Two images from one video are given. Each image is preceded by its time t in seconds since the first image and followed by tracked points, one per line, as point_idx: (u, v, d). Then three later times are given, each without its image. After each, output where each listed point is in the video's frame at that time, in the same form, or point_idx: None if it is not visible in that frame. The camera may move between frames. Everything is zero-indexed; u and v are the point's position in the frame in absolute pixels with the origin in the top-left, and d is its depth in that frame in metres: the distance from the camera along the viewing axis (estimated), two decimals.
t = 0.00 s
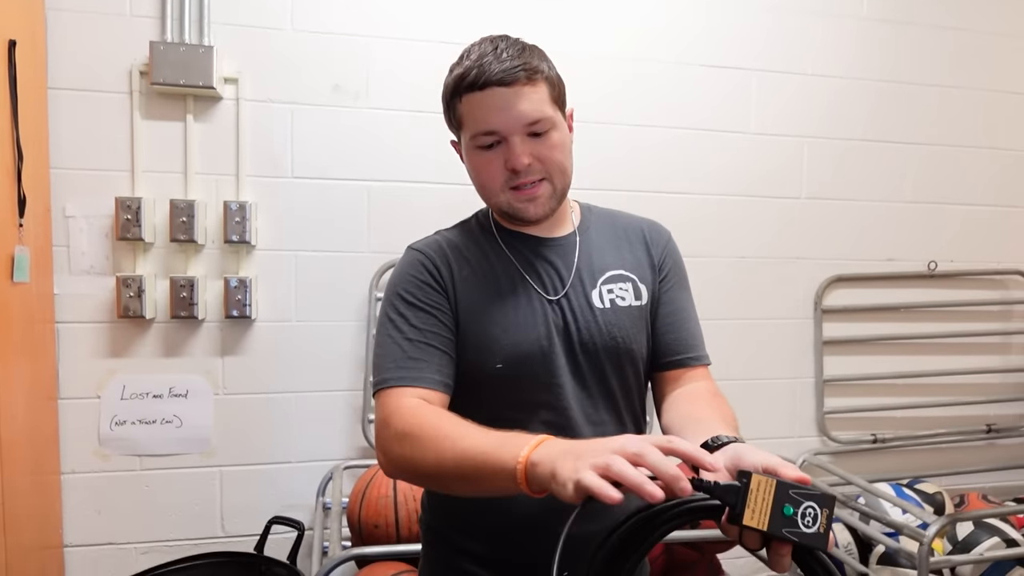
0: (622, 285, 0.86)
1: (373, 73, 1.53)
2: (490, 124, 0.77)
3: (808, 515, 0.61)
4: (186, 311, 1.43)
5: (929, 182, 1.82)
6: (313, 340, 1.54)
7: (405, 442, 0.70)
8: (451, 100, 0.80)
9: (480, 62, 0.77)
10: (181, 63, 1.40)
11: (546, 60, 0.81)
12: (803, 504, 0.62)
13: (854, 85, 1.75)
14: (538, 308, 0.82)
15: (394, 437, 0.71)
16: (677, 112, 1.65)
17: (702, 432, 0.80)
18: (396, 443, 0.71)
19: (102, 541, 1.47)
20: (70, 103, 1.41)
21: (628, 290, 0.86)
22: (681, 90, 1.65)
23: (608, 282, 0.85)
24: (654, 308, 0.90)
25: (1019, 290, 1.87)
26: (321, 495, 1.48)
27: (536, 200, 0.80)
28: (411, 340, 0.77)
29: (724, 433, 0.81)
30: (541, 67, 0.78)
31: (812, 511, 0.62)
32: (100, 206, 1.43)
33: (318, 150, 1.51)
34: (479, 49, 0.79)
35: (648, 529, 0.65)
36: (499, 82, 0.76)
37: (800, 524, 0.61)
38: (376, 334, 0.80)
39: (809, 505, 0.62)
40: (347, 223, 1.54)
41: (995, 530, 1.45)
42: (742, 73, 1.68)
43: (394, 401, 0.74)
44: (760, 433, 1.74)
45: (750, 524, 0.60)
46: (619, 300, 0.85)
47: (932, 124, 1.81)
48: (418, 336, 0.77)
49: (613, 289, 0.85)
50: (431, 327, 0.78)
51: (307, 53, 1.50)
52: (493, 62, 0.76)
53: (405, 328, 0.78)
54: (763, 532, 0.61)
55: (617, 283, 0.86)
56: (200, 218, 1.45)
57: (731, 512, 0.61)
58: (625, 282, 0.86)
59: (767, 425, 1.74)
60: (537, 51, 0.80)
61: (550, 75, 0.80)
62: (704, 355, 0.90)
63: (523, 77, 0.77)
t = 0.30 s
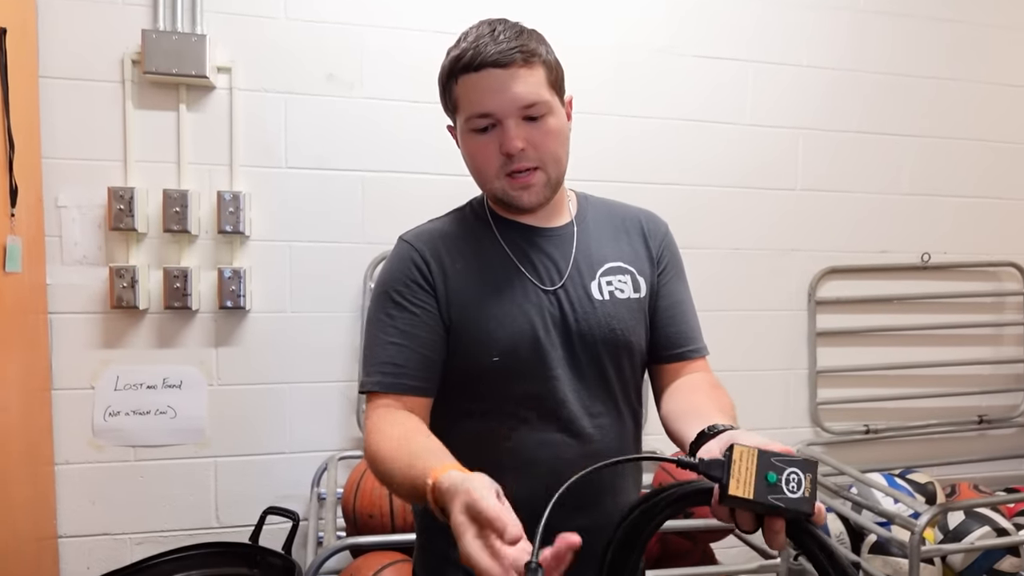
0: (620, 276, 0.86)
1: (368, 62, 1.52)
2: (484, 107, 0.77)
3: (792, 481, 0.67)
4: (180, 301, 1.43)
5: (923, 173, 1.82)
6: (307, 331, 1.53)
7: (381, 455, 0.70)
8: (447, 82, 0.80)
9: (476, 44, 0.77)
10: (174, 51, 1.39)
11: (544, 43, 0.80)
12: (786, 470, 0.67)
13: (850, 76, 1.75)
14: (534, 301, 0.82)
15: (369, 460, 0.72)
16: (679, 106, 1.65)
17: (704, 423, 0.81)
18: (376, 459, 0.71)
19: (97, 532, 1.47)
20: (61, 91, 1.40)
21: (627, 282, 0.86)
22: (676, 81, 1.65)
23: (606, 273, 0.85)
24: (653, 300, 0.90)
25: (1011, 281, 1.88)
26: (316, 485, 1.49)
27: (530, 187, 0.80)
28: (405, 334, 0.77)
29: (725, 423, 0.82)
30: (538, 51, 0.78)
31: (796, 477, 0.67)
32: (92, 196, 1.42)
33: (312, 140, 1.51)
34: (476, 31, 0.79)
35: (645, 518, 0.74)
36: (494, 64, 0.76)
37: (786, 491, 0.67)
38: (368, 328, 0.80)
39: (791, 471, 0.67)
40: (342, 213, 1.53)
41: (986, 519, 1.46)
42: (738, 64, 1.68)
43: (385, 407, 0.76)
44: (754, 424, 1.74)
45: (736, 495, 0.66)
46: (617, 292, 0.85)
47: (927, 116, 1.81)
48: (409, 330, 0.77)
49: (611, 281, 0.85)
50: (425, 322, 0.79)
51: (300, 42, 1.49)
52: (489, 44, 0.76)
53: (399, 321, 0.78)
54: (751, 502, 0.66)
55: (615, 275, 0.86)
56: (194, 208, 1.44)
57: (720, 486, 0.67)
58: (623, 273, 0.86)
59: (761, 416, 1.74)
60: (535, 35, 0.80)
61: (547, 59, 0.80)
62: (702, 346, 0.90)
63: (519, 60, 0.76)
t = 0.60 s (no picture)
0: (618, 269, 0.86)
1: (362, 52, 1.51)
2: (486, 92, 0.76)
3: (782, 468, 0.68)
4: (174, 293, 1.42)
5: (916, 166, 1.83)
6: (301, 323, 1.53)
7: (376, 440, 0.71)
8: (449, 67, 0.80)
9: (480, 29, 0.77)
10: (167, 41, 1.38)
11: (548, 32, 0.81)
12: (776, 458, 0.69)
13: (844, 69, 1.76)
14: (532, 294, 0.82)
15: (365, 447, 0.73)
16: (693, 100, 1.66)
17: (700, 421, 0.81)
18: (372, 448, 0.71)
19: (91, 524, 1.47)
20: (52, 80, 1.38)
21: (625, 275, 0.86)
22: (672, 72, 1.65)
23: (604, 266, 0.85)
24: (651, 293, 0.90)
25: (1001, 274, 1.90)
26: (311, 477, 1.49)
27: (529, 175, 0.79)
28: (401, 325, 0.77)
29: (720, 421, 0.82)
30: (542, 39, 0.78)
31: (786, 464, 0.69)
32: (84, 187, 1.41)
33: (307, 130, 1.50)
34: (480, 17, 0.79)
35: (642, 518, 0.79)
36: (497, 49, 0.76)
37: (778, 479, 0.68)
38: (364, 319, 0.80)
39: (781, 459, 0.69)
40: (336, 204, 1.53)
41: (975, 510, 1.48)
42: (733, 56, 1.68)
43: (377, 395, 0.75)
44: (747, 415, 1.75)
45: (731, 485, 0.67)
46: (615, 285, 0.85)
47: (921, 109, 1.82)
48: (406, 322, 0.77)
49: (609, 274, 0.85)
50: (422, 313, 0.79)
51: (294, 31, 1.48)
52: (493, 29, 0.76)
53: (396, 312, 0.78)
54: (745, 491, 0.67)
55: (613, 267, 0.86)
56: (187, 200, 1.43)
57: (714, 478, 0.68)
58: (622, 266, 0.86)
59: (754, 407, 1.76)
60: (539, 23, 0.80)
61: (550, 48, 0.80)
62: (699, 340, 0.90)
63: (522, 46, 0.76)
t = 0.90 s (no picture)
0: (618, 266, 0.87)
1: (359, 48, 1.52)
2: (490, 89, 0.77)
3: (776, 464, 0.70)
4: (171, 288, 1.42)
5: (906, 163, 1.86)
6: (298, 317, 1.54)
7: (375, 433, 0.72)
8: (454, 63, 0.81)
9: (485, 27, 0.78)
10: (163, 36, 1.37)
11: (552, 31, 0.82)
12: (771, 454, 0.70)
13: (836, 66, 1.78)
14: (532, 289, 0.83)
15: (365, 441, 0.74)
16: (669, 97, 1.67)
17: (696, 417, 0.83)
18: (372, 441, 0.73)
19: (89, 519, 1.47)
20: (47, 75, 1.38)
21: (625, 272, 0.87)
22: (667, 69, 1.66)
23: (604, 263, 0.87)
24: (650, 290, 0.91)
25: (989, 269, 1.93)
26: (309, 472, 1.50)
27: (530, 172, 0.80)
28: (403, 320, 0.78)
29: (716, 416, 0.84)
30: (547, 38, 0.80)
31: (780, 460, 0.70)
32: (81, 182, 1.40)
33: (304, 126, 1.50)
34: (485, 15, 0.80)
35: (638, 510, 0.81)
36: (503, 47, 0.77)
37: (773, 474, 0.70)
38: (365, 314, 0.81)
39: (775, 455, 0.70)
40: (333, 200, 1.53)
41: (963, 500, 1.51)
42: (727, 53, 1.70)
43: (377, 388, 0.76)
44: (740, 408, 1.78)
45: (727, 480, 0.68)
46: (615, 282, 0.86)
47: (911, 106, 1.85)
48: (407, 316, 0.78)
49: (609, 270, 0.86)
50: (423, 308, 0.80)
51: (290, 27, 1.48)
52: (499, 27, 0.77)
53: (398, 307, 0.79)
54: (742, 487, 0.68)
55: (613, 264, 0.87)
56: (184, 195, 1.43)
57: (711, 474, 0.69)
58: (622, 263, 0.87)
59: (747, 401, 1.78)
60: (544, 21, 0.81)
61: (555, 46, 0.81)
62: (696, 336, 0.92)
63: (528, 45, 0.78)
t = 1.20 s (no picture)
0: (610, 262, 0.89)
1: (351, 45, 1.53)
2: (491, 89, 0.79)
3: (752, 451, 0.73)
4: (164, 285, 1.43)
5: (889, 160, 1.90)
6: (291, 313, 1.55)
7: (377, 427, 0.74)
8: (454, 62, 0.83)
9: (486, 27, 0.79)
10: (155, 32, 1.38)
11: (550, 32, 0.84)
12: (746, 442, 0.73)
13: (821, 66, 1.81)
14: (526, 285, 0.85)
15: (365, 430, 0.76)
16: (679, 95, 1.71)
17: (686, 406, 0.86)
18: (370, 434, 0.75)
19: (83, 515, 1.47)
20: (39, 71, 1.37)
21: (616, 268, 0.89)
22: (655, 68, 1.68)
23: (596, 258, 0.89)
24: (640, 284, 0.94)
25: (968, 264, 1.98)
26: (304, 466, 1.51)
27: (528, 170, 0.82)
28: (399, 316, 0.80)
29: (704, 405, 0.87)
30: (545, 39, 0.82)
31: (755, 447, 0.73)
32: (72, 179, 1.40)
33: (297, 122, 1.51)
34: (485, 15, 0.82)
35: (628, 500, 0.83)
36: (504, 47, 0.79)
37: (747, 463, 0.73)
38: (362, 310, 0.83)
39: (751, 442, 0.73)
40: (326, 197, 1.54)
41: (942, 489, 1.55)
42: (714, 52, 1.73)
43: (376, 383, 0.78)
44: (727, 401, 1.81)
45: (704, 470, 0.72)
46: (607, 277, 0.88)
47: (893, 104, 1.89)
48: (404, 313, 0.80)
49: (602, 266, 0.89)
50: (420, 304, 0.82)
51: (283, 24, 1.48)
52: (499, 28, 0.79)
53: (394, 304, 0.81)
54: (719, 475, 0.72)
55: (605, 260, 0.89)
56: (177, 192, 1.44)
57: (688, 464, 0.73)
58: (613, 259, 0.90)
59: (734, 394, 1.82)
60: (543, 22, 0.83)
61: (553, 47, 0.83)
62: (686, 328, 0.95)
63: (528, 45, 0.80)
